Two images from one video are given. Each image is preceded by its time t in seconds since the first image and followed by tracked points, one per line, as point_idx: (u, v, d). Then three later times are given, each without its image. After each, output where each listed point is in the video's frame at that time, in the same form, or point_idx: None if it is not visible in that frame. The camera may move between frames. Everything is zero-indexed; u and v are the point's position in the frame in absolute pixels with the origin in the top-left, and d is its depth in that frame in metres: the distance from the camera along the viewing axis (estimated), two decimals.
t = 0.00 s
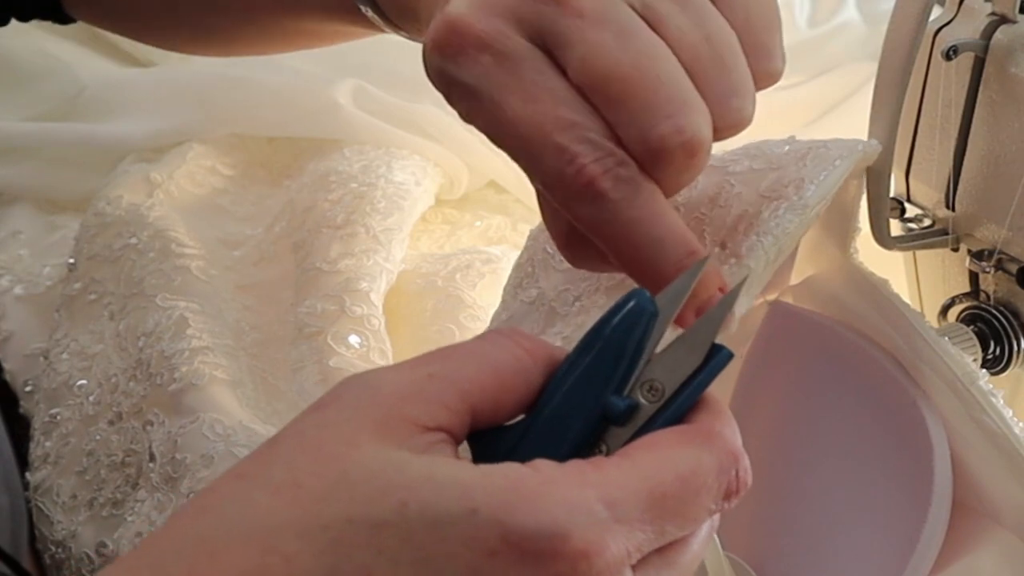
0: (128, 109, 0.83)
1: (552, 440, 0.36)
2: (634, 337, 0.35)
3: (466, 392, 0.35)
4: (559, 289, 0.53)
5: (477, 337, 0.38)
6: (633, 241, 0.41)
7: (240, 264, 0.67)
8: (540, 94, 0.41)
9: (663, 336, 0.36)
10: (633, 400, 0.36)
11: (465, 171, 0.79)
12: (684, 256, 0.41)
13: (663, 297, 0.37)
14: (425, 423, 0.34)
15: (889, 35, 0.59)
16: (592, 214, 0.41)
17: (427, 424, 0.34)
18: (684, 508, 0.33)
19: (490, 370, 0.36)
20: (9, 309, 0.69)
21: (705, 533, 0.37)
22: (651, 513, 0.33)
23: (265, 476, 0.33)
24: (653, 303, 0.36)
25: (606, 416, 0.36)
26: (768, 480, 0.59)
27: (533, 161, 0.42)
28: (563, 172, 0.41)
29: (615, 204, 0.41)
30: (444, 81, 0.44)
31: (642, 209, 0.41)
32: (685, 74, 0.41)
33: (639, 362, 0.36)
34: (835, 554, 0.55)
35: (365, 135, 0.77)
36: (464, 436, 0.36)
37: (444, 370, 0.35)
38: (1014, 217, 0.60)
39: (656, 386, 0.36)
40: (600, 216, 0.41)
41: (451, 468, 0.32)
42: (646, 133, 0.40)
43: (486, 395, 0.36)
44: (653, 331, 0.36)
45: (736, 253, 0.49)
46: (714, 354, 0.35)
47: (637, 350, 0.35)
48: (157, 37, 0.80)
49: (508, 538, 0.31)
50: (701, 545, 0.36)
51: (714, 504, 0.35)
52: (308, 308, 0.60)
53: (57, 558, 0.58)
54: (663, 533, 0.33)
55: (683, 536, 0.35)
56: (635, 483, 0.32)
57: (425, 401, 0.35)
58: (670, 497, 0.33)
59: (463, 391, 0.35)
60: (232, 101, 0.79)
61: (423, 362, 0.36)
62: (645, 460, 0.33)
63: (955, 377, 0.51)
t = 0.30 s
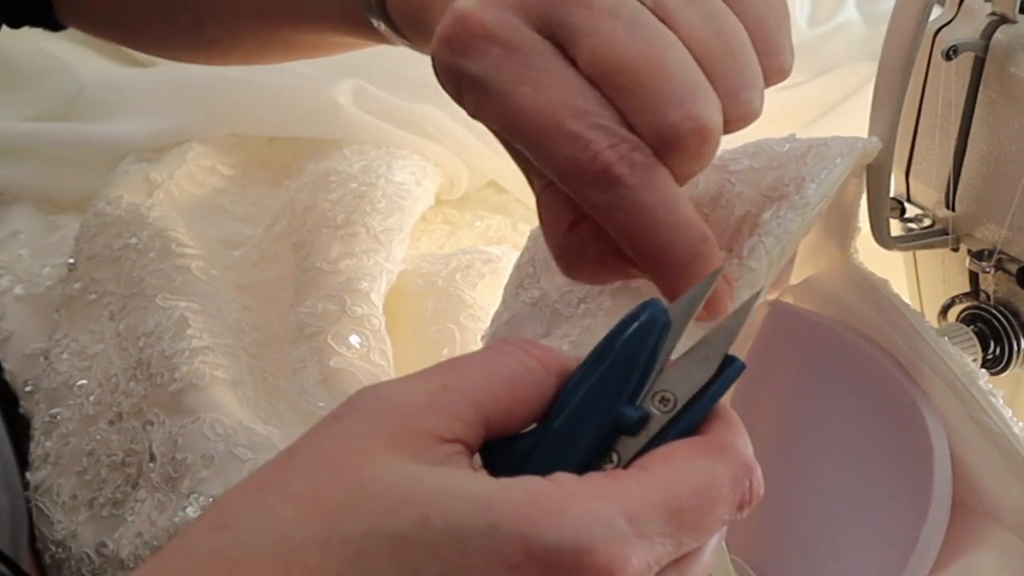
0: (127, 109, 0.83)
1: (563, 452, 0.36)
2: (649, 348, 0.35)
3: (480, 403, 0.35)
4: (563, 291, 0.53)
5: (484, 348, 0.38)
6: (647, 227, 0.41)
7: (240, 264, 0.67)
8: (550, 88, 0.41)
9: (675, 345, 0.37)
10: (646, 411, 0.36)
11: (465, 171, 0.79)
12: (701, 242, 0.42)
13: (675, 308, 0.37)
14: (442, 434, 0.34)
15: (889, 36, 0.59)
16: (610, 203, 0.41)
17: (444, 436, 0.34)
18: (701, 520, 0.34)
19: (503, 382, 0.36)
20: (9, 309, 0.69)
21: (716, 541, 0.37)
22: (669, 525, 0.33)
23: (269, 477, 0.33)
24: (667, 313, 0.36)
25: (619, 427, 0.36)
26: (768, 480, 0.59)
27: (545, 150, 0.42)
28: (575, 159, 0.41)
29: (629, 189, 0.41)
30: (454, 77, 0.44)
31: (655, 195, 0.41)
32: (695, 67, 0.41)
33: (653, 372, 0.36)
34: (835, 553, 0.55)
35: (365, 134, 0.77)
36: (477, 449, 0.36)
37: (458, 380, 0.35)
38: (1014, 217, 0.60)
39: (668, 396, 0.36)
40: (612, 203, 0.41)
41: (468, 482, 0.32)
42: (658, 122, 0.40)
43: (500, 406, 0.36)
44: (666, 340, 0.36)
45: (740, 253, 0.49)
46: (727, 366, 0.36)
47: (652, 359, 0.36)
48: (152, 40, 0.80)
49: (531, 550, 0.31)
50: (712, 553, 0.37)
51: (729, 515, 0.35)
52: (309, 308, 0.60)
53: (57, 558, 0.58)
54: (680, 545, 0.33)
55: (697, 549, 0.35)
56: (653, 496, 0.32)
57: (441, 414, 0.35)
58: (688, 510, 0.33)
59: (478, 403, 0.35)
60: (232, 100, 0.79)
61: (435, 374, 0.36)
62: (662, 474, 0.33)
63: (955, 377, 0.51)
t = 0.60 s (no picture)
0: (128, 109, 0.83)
1: (569, 452, 0.36)
2: (655, 349, 0.35)
3: (488, 406, 0.35)
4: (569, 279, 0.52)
5: (492, 351, 0.38)
6: (665, 176, 0.42)
7: (240, 264, 0.66)
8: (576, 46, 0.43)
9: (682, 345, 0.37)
10: (653, 412, 0.36)
11: (465, 171, 0.79)
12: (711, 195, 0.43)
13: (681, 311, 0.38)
14: (452, 437, 0.34)
15: (889, 36, 0.59)
16: (621, 149, 0.42)
17: (451, 437, 0.34)
18: (708, 520, 0.33)
19: (511, 381, 0.36)
20: (9, 308, 0.69)
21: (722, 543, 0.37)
22: (676, 526, 0.33)
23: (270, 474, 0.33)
24: (673, 315, 0.36)
25: (625, 429, 0.35)
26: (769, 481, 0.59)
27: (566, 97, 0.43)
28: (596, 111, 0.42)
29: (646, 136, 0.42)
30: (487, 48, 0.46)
31: (671, 145, 0.42)
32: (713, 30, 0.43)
33: (661, 373, 0.36)
34: (836, 553, 0.55)
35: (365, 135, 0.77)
36: (484, 452, 0.36)
37: (466, 384, 0.35)
38: (1014, 217, 0.60)
39: (676, 398, 0.36)
40: (628, 151, 0.42)
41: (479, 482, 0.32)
42: (677, 66, 0.42)
43: (508, 409, 0.36)
44: (673, 342, 0.36)
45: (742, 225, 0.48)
46: (735, 367, 0.36)
47: (658, 359, 0.35)
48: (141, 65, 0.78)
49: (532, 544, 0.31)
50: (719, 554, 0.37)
51: (736, 516, 0.35)
52: (309, 308, 0.60)
53: (57, 557, 0.58)
54: (686, 545, 0.33)
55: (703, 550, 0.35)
56: (660, 497, 0.32)
57: (449, 415, 0.34)
58: (693, 510, 0.33)
59: (486, 406, 0.35)
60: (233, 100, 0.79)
61: (442, 377, 0.36)
62: (668, 475, 0.33)
63: (954, 376, 0.51)
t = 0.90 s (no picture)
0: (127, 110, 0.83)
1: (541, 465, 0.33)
2: (622, 356, 0.34)
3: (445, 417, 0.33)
4: (569, 284, 0.52)
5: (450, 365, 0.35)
6: (741, 152, 0.39)
7: (241, 264, 0.66)
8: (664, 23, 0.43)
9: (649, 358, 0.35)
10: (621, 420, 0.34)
11: (465, 170, 0.79)
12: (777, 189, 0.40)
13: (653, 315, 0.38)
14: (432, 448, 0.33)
15: (889, 36, 0.59)
16: (707, 112, 0.39)
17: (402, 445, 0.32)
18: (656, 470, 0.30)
19: (471, 392, 0.34)
20: (9, 309, 0.69)
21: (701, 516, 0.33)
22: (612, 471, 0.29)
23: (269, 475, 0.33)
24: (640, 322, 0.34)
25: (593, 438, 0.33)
26: (769, 481, 0.59)
27: (646, 58, 0.42)
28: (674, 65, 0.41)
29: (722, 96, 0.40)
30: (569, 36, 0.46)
31: (753, 127, 0.39)
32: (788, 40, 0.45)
33: (627, 376, 0.34)
34: (836, 553, 0.55)
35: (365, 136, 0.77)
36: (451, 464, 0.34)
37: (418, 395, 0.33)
38: (1014, 217, 0.60)
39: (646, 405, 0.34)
40: (703, 113, 0.40)
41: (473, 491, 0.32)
42: (772, 70, 0.43)
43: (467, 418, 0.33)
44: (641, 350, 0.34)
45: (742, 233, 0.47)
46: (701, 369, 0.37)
47: (625, 364, 0.34)
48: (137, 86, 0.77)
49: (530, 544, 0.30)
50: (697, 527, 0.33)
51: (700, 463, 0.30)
52: (309, 308, 0.60)
53: (57, 559, 0.58)
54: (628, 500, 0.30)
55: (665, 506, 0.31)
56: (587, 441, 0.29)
57: (398, 421, 0.33)
58: (632, 446, 0.29)
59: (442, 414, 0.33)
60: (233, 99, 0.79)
61: (397, 390, 0.34)
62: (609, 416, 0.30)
63: (954, 376, 0.51)
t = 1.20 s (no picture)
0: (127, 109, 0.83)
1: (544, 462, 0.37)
2: (628, 356, 0.37)
3: (452, 416, 0.36)
4: (565, 287, 0.52)
5: (458, 362, 0.38)
6: None
7: (241, 264, 0.66)
8: None
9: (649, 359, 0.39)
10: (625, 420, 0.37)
11: (465, 170, 0.79)
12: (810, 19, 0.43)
13: (657, 319, 0.42)
14: (406, 442, 0.35)
15: (889, 36, 0.59)
16: None
17: (409, 442, 0.35)
18: (671, 507, 0.34)
19: (473, 391, 0.36)
20: (9, 309, 0.69)
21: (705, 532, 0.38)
22: (636, 511, 0.33)
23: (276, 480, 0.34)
24: (645, 325, 0.38)
25: (600, 436, 0.36)
26: (768, 482, 0.59)
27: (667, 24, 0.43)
28: None
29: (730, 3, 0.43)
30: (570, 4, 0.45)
31: None
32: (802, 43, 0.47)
33: (632, 380, 0.37)
34: (836, 552, 0.55)
35: (365, 137, 0.77)
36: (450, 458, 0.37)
37: (427, 393, 0.36)
38: (1014, 217, 0.60)
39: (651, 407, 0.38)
40: None
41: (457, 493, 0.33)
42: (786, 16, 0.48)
43: (468, 419, 0.36)
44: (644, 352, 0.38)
45: (734, 235, 0.48)
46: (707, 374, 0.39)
47: (629, 364, 0.37)
48: (102, 145, 0.72)
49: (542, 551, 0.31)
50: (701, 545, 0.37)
51: (707, 503, 0.35)
52: (310, 308, 0.60)
53: (58, 558, 0.58)
54: (648, 529, 0.34)
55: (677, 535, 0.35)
56: (618, 481, 0.33)
57: (406, 421, 0.36)
58: (653, 495, 0.33)
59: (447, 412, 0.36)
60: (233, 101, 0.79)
61: (405, 386, 0.37)
62: (629, 458, 0.34)
63: (954, 376, 0.51)
